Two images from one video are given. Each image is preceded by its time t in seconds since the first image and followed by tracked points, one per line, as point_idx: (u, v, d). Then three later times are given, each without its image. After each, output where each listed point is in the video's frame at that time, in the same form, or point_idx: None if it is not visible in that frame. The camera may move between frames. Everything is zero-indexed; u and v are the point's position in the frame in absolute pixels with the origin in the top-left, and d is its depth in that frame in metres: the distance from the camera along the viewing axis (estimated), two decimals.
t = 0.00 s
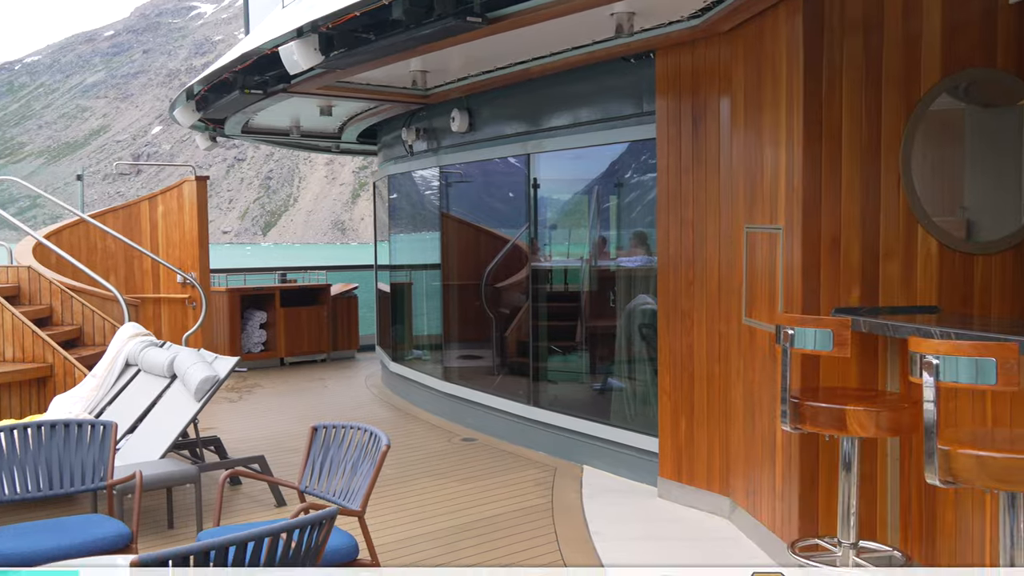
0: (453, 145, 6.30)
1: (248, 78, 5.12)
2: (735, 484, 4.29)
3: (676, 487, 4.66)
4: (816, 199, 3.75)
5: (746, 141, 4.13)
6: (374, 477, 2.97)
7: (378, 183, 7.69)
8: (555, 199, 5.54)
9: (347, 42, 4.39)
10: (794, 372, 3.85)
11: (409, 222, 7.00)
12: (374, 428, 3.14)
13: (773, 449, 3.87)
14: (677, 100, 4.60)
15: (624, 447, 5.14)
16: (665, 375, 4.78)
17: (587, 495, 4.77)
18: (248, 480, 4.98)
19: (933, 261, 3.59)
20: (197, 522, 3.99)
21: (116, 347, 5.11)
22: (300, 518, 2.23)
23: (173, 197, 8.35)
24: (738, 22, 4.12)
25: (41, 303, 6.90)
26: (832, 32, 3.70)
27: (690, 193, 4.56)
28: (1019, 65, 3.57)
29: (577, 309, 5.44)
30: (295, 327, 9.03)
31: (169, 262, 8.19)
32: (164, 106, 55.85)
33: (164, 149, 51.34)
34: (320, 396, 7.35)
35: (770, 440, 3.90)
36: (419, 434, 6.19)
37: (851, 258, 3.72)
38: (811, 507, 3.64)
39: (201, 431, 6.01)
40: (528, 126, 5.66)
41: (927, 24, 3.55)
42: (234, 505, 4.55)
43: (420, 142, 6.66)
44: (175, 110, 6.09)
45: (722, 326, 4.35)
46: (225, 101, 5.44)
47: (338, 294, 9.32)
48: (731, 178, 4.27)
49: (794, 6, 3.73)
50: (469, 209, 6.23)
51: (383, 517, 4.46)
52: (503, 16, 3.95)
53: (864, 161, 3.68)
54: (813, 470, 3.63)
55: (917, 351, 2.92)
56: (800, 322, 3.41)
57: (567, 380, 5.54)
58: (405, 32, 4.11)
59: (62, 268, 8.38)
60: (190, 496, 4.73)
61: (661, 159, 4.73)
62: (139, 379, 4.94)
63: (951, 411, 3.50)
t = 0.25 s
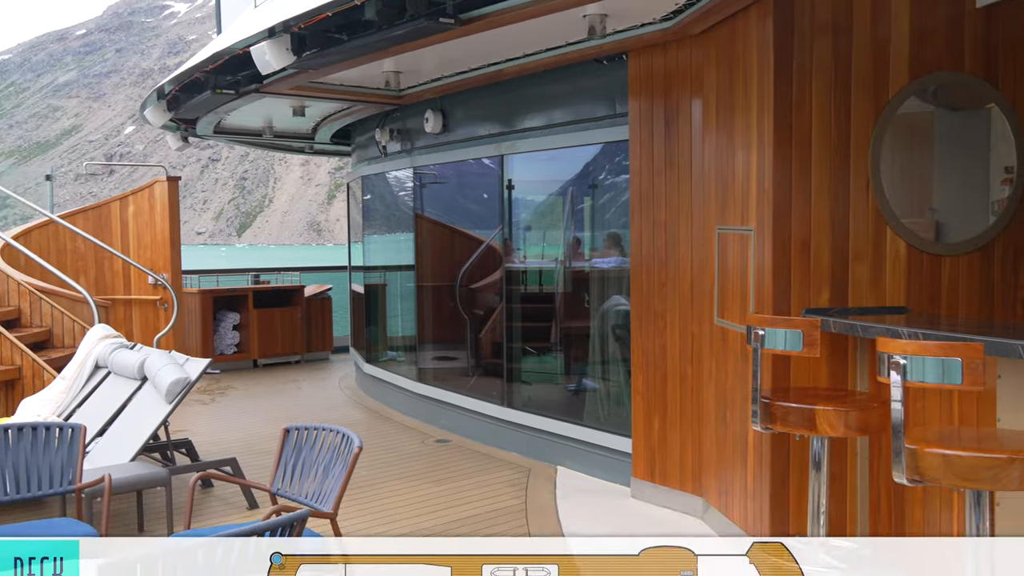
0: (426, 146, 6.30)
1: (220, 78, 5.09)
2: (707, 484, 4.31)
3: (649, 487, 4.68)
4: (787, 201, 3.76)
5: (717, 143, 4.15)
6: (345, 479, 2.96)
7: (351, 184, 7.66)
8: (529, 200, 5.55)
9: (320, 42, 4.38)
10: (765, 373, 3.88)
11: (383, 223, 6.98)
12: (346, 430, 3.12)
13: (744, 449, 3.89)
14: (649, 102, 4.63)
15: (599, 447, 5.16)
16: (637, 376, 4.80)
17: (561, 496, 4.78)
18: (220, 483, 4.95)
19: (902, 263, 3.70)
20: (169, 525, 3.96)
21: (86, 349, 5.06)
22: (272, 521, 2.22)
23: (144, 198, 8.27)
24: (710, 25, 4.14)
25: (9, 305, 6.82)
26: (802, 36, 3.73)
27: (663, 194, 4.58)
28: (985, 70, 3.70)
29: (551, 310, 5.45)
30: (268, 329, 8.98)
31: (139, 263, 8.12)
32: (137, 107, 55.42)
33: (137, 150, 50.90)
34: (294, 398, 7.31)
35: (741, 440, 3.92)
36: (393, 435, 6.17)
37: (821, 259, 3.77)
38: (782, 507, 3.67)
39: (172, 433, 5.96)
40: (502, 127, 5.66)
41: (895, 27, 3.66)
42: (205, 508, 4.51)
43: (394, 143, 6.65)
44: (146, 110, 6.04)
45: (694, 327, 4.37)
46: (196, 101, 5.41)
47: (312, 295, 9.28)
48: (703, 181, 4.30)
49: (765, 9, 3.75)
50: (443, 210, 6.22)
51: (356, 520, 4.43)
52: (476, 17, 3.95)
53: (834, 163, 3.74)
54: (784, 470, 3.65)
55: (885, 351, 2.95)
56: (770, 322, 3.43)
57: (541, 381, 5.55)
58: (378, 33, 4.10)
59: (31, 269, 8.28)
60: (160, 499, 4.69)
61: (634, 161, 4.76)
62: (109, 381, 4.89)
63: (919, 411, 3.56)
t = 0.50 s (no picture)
0: (398, 147, 6.28)
1: (190, 78, 5.06)
2: (679, 484, 4.33)
3: (621, 487, 4.70)
4: (756, 204, 3.78)
5: (688, 146, 4.17)
6: (317, 480, 2.95)
7: (324, 185, 7.63)
8: (502, 202, 5.55)
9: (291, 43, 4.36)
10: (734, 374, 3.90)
11: (356, 224, 6.96)
12: (318, 432, 3.13)
13: (715, 449, 3.92)
14: (621, 105, 4.66)
15: (572, 448, 5.17)
16: (610, 377, 4.84)
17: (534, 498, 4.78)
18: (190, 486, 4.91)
19: (869, 264, 3.78)
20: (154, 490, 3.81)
21: (53, 351, 5.02)
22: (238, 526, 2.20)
23: (113, 198, 8.19)
24: (680, 28, 4.16)
25: None
26: (770, 39, 3.74)
27: (634, 197, 4.61)
28: (950, 74, 3.84)
29: (524, 312, 5.46)
30: (240, 331, 8.92)
31: (109, 264, 8.03)
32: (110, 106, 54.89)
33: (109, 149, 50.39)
34: (266, 400, 7.26)
35: (712, 441, 3.95)
36: (365, 438, 6.14)
37: (789, 261, 3.80)
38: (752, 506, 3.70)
39: (141, 437, 5.90)
40: (475, 128, 5.66)
41: (862, 31, 3.74)
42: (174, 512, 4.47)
43: (366, 144, 6.63)
44: (115, 110, 5.97)
45: (666, 328, 4.40)
46: (166, 101, 5.36)
47: (284, 297, 9.23)
48: (674, 183, 4.32)
49: (734, 13, 3.76)
50: (416, 212, 6.21)
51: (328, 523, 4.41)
52: (448, 18, 3.95)
53: (802, 166, 3.78)
54: (754, 470, 3.70)
55: (851, 352, 2.98)
56: (739, 324, 3.46)
57: (514, 383, 5.55)
58: (349, 34, 4.09)
59: None
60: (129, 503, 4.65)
61: (605, 163, 4.79)
62: (76, 385, 4.83)
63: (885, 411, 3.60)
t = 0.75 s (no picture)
0: (370, 149, 6.27)
1: (158, 78, 5.02)
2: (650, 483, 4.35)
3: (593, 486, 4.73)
4: (725, 206, 3.79)
5: (658, 148, 4.19)
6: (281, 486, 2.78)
7: (295, 187, 7.59)
8: (474, 203, 5.55)
9: (260, 43, 4.33)
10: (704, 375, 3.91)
11: (327, 225, 6.93)
12: (286, 435, 2.95)
13: (685, 449, 3.94)
14: (592, 107, 4.69)
15: (543, 450, 5.19)
16: (581, 378, 4.89)
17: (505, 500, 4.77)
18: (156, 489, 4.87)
19: (836, 266, 3.85)
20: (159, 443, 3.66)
21: (18, 353, 4.95)
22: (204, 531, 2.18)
23: (81, 200, 8.11)
24: (650, 30, 4.18)
25: None
26: (740, 42, 3.75)
27: (605, 198, 4.64)
28: (915, 78, 3.90)
29: (496, 313, 5.46)
30: (211, 333, 8.85)
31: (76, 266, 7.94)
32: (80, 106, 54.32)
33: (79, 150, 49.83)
34: (236, 403, 7.21)
35: (682, 441, 3.97)
36: (337, 440, 6.11)
37: (758, 262, 3.83)
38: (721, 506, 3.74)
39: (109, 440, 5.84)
40: (446, 130, 5.66)
41: (828, 35, 3.80)
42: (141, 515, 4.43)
43: (337, 145, 6.61)
44: (82, 110, 5.91)
45: (637, 330, 4.41)
46: (134, 101, 5.32)
47: (255, 299, 9.17)
48: (644, 185, 4.34)
49: (703, 16, 3.77)
50: (387, 213, 6.19)
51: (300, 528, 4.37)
52: (418, 20, 3.94)
53: (771, 168, 3.82)
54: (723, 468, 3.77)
55: (817, 354, 3.01)
56: (708, 325, 3.48)
57: (486, 384, 5.54)
58: (320, 34, 4.07)
59: None
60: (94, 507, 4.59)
61: (576, 166, 4.85)
62: (43, 387, 4.74)
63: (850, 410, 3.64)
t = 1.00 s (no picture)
0: (340, 150, 6.24)
1: (125, 78, 4.97)
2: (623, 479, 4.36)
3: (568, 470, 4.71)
4: (694, 208, 3.82)
5: (628, 150, 4.21)
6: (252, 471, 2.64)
7: (265, 188, 7.55)
8: (446, 205, 5.54)
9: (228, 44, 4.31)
10: (673, 375, 3.94)
11: (298, 227, 6.89)
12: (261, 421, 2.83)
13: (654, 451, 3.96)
14: (563, 110, 4.72)
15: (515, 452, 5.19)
16: (552, 380, 4.93)
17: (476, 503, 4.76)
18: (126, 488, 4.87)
19: (803, 268, 3.89)
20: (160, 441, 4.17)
21: None
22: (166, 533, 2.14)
23: (47, 200, 8.01)
24: (620, 33, 4.20)
25: None
26: (708, 46, 3.78)
27: (576, 200, 4.67)
28: (881, 82, 3.94)
29: (467, 315, 5.46)
30: (180, 335, 8.77)
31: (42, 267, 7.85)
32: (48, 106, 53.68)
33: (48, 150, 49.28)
34: (205, 406, 7.14)
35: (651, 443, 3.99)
36: (306, 443, 6.07)
37: (726, 264, 3.86)
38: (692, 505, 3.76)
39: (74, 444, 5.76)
40: (416, 132, 5.65)
41: (795, 39, 3.83)
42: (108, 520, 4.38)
43: (307, 146, 6.58)
44: (47, 110, 5.84)
45: (607, 332, 4.43)
46: (101, 101, 5.26)
47: (225, 301, 9.10)
48: (614, 187, 4.36)
49: (672, 20, 3.80)
50: (358, 215, 6.17)
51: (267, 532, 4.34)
52: (388, 21, 3.94)
53: (739, 171, 3.84)
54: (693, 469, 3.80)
55: (783, 355, 3.04)
56: (677, 327, 3.50)
57: (457, 387, 5.53)
58: (289, 35, 4.06)
59: None
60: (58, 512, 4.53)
61: (547, 168, 4.90)
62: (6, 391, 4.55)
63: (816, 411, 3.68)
